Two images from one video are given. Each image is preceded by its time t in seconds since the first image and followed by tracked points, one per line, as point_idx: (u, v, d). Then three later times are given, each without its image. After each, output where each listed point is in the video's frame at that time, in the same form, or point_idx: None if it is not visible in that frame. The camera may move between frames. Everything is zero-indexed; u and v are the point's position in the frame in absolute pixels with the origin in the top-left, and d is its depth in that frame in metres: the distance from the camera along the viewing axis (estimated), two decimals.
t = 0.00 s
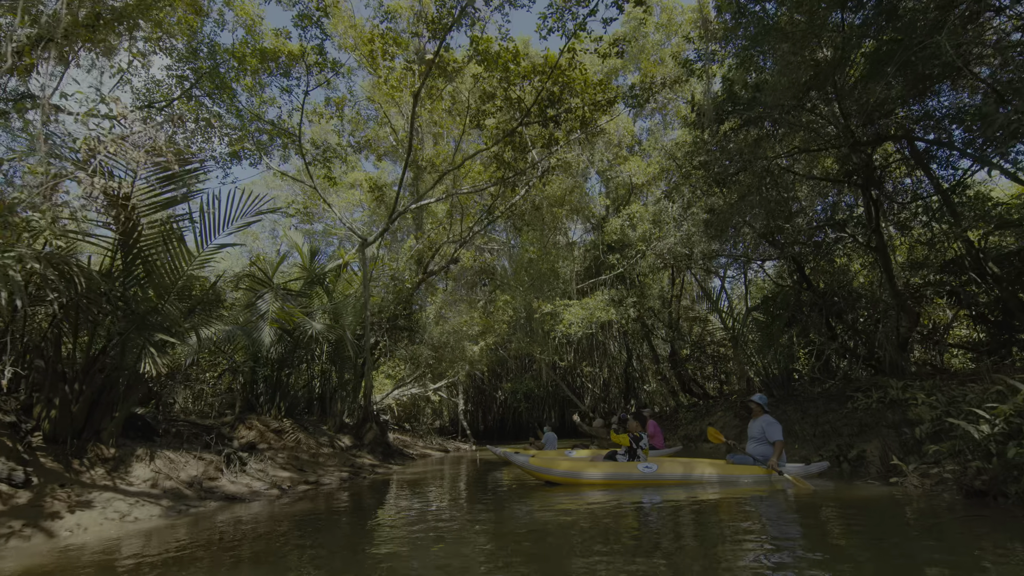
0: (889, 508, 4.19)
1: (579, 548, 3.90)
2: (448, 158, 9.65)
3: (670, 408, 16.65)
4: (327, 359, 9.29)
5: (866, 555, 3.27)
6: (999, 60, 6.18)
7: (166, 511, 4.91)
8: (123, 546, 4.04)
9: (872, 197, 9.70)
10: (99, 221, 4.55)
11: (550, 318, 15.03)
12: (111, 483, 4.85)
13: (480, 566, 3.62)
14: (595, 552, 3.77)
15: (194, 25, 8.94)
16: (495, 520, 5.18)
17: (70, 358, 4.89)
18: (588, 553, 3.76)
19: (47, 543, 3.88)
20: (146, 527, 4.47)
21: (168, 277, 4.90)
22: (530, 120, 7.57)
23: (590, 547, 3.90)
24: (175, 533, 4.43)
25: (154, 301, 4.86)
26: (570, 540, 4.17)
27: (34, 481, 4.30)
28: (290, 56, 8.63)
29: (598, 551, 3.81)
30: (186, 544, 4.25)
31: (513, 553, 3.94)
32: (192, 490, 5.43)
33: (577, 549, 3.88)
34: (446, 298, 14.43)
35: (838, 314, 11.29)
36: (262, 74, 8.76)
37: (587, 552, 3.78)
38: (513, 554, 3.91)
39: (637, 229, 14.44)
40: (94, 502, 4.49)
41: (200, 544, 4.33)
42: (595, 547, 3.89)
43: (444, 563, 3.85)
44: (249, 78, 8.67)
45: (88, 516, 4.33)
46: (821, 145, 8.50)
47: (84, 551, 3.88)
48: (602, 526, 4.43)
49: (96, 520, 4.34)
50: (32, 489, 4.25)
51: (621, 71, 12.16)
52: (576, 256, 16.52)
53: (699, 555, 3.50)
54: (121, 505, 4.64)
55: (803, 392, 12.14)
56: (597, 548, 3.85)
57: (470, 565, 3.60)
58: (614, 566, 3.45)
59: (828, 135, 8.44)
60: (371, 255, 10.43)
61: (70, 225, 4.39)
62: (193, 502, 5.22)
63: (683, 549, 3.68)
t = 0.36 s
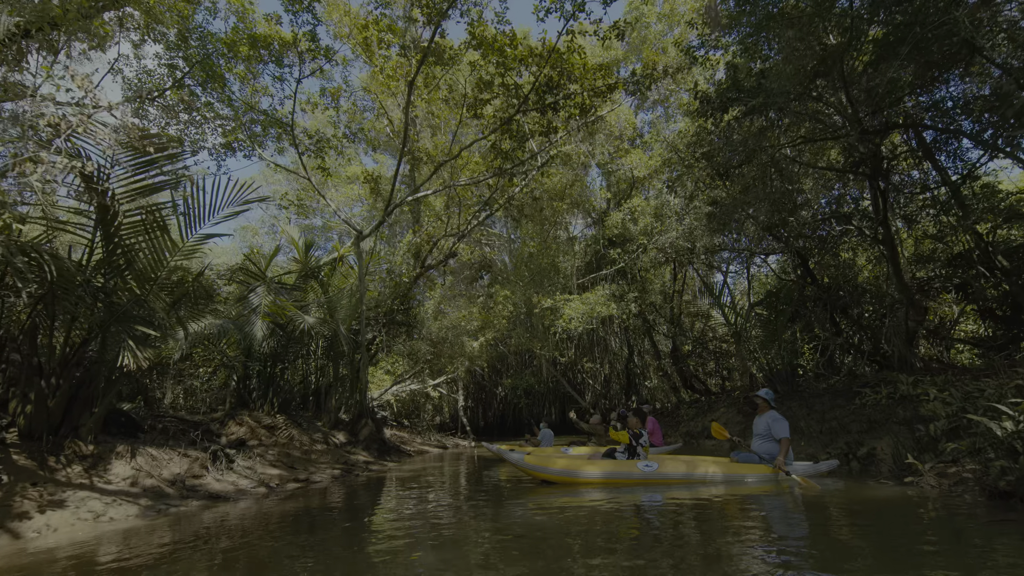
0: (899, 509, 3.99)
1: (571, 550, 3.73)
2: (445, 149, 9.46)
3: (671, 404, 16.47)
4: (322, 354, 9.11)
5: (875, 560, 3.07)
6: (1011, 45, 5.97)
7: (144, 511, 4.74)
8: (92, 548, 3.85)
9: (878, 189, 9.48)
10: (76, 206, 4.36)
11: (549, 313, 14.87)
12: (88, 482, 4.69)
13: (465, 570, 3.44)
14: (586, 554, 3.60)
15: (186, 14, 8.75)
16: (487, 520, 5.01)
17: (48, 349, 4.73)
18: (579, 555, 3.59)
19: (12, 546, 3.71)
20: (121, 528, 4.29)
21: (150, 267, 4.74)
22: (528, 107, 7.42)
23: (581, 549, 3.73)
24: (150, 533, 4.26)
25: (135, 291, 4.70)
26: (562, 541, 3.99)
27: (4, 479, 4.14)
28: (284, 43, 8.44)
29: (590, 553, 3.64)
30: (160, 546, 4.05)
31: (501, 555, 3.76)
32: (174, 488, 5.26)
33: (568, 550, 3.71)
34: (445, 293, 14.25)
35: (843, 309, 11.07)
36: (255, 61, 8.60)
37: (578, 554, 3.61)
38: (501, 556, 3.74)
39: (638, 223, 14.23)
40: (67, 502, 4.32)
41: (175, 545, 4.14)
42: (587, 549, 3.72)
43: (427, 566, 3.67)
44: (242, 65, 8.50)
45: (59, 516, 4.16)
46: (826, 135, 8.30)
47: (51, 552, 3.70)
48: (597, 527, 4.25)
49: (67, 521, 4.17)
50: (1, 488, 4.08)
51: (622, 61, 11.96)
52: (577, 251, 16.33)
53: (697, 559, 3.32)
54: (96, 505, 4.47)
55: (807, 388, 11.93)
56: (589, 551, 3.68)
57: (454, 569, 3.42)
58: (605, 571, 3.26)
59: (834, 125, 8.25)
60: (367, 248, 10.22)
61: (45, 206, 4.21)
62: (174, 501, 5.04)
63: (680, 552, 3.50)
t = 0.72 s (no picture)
0: (920, 506, 3.78)
1: (571, 550, 3.56)
2: (444, 139, 9.25)
3: (678, 397, 16.26)
4: (322, 350, 8.96)
5: (896, 562, 2.86)
6: None
7: (129, 511, 4.58)
8: (70, 553, 3.68)
9: (890, 174, 9.24)
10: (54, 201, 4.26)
11: (553, 306, 14.70)
12: (72, 482, 4.55)
13: (457, 572, 3.25)
14: (584, 554, 3.45)
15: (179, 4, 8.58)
16: (487, 519, 4.85)
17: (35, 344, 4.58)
18: (577, 555, 3.43)
19: None
20: (103, 529, 4.14)
21: (137, 260, 4.54)
22: (527, 91, 7.25)
23: (581, 549, 3.56)
24: (134, 535, 4.10)
25: (122, 285, 4.51)
26: (562, 541, 3.82)
27: None
28: (278, 33, 8.29)
29: (589, 552, 3.48)
30: (142, 549, 3.88)
31: (498, 556, 3.59)
32: (163, 488, 5.10)
33: (567, 550, 3.54)
34: (447, 287, 14.09)
35: (853, 298, 10.84)
36: (249, 51, 8.43)
37: (576, 554, 3.45)
38: (498, 556, 3.56)
39: (643, 214, 14.02)
40: (47, 503, 4.18)
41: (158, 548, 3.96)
42: (587, 549, 3.55)
43: (419, 567, 3.49)
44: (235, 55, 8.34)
45: (37, 518, 4.01)
46: (835, 118, 8.06)
47: (26, 556, 3.55)
48: (600, 526, 4.08)
49: (46, 522, 4.02)
50: None
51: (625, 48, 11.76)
52: (581, 243, 16.15)
53: (704, 559, 3.13)
54: (78, 506, 4.32)
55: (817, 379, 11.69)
56: (586, 550, 3.52)
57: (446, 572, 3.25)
58: (605, 573, 3.07)
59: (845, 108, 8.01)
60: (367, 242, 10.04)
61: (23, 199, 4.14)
62: (162, 501, 4.88)
63: (686, 552, 3.31)
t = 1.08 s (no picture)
0: (936, 513, 3.58)
1: (565, 552, 3.36)
2: (442, 127, 9.05)
3: (680, 394, 16.09)
4: (318, 342, 8.81)
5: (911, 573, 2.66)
6: None
7: (105, 505, 4.40)
8: (37, 548, 3.49)
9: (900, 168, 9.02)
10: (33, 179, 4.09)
11: (554, 300, 14.52)
12: (47, 474, 4.38)
13: None
14: (577, 557, 3.26)
15: None
16: (480, 518, 4.67)
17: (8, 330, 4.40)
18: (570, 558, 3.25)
19: None
20: (76, 524, 3.96)
21: (121, 246, 4.46)
22: (528, 77, 7.08)
23: (576, 552, 3.37)
24: (107, 530, 3.91)
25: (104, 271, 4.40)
26: (556, 543, 3.63)
27: None
28: (275, 16, 8.11)
29: (583, 556, 3.29)
30: (114, 545, 3.69)
31: (487, 559, 3.40)
32: (143, 481, 4.93)
33: (560, 553, 3.34)
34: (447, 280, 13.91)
35: (860, 296, 10.65)
36: (245, 34, 8.24)
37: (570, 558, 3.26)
38: (486, 559, 3.37)
39: (646, 208, 13.82)
40: (17, 496, 4.00)
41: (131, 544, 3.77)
42: (581, 553, 3.37)
43: (403, 568, 3.30)
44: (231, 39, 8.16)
45: (6, 512, 3.83)
46: (845, 109, 7.84)
47: None
48: (596, 528, 3.89)
49: (15, 516, 3.84)
50: None
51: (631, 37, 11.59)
52: (584, 237, 15.98)
53: (707, 566, 2.94)
54: (50, 499, 4.13)
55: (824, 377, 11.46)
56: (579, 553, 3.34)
57: None
58: None
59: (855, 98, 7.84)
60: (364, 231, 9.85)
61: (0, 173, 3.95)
62: (141, 495, 4.71)
63: (687, 558, 3.12)
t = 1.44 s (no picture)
0: (953, 524, 3.38)
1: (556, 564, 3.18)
2: (439, 124, 8.89)
3: (682, 397, 15.87)
4: (312, 345, 8.63)
5: None
6: None
7: (77, 515, 4.22)
8: None
9: (907, 166, 8.83)
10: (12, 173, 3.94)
11: (554, 302, 14.36)
12: (17, 483, 4.20)
13: None
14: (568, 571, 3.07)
15: None
16: (473, 528, 4.48)
17: None
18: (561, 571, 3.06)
19: None
20: (43, 536, 3.77)
21: (103, 244, 4.34)
22: (525, 71, 6.93)
23: (568, 564, 3.19)
24: (75, 542, 3.72)
25: (84, 269, 4.26)
26: (548, 555, 3.44)
27: None
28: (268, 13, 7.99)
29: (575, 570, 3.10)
30: (79, 558, 3.49)
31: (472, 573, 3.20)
32: (121, 489, 4.74)
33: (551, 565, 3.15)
34: (446, 281, 13.75)
35: (865, 297, 10.45)
36: (238, 32, 8.11)
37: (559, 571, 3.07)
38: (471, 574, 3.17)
39: (647, 209, 13.67)
40: None
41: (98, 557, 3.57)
42: (574, 566, 3.18)
43: None
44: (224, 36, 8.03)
45: None
46: (850, 105, 7.66)
47: None
48: (591, 539, 3.70)
49: None
50: None
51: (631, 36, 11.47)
52: (585, 239, 15.83)
53: None
54: (16, 509, 3.95)
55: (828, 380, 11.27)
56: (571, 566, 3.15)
57: None
58: None
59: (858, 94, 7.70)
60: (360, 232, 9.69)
61: None
62: (117, 504, 4.53)
63: (685, 573, 2.91)
